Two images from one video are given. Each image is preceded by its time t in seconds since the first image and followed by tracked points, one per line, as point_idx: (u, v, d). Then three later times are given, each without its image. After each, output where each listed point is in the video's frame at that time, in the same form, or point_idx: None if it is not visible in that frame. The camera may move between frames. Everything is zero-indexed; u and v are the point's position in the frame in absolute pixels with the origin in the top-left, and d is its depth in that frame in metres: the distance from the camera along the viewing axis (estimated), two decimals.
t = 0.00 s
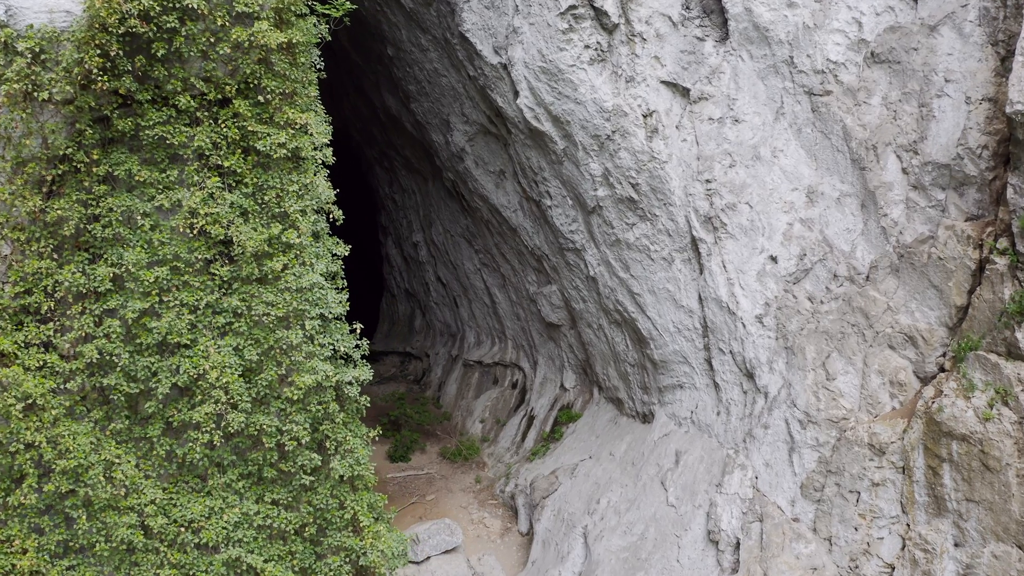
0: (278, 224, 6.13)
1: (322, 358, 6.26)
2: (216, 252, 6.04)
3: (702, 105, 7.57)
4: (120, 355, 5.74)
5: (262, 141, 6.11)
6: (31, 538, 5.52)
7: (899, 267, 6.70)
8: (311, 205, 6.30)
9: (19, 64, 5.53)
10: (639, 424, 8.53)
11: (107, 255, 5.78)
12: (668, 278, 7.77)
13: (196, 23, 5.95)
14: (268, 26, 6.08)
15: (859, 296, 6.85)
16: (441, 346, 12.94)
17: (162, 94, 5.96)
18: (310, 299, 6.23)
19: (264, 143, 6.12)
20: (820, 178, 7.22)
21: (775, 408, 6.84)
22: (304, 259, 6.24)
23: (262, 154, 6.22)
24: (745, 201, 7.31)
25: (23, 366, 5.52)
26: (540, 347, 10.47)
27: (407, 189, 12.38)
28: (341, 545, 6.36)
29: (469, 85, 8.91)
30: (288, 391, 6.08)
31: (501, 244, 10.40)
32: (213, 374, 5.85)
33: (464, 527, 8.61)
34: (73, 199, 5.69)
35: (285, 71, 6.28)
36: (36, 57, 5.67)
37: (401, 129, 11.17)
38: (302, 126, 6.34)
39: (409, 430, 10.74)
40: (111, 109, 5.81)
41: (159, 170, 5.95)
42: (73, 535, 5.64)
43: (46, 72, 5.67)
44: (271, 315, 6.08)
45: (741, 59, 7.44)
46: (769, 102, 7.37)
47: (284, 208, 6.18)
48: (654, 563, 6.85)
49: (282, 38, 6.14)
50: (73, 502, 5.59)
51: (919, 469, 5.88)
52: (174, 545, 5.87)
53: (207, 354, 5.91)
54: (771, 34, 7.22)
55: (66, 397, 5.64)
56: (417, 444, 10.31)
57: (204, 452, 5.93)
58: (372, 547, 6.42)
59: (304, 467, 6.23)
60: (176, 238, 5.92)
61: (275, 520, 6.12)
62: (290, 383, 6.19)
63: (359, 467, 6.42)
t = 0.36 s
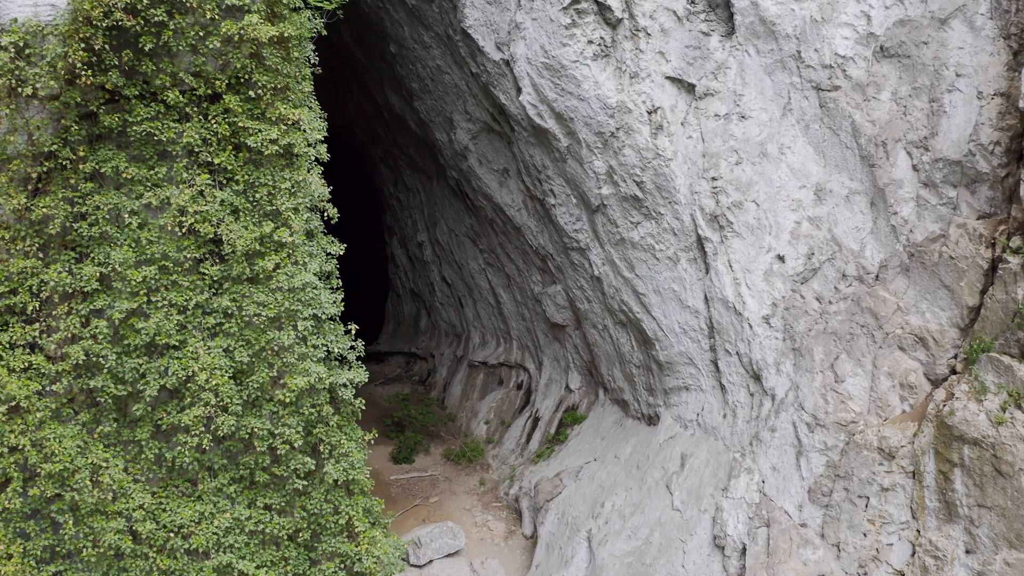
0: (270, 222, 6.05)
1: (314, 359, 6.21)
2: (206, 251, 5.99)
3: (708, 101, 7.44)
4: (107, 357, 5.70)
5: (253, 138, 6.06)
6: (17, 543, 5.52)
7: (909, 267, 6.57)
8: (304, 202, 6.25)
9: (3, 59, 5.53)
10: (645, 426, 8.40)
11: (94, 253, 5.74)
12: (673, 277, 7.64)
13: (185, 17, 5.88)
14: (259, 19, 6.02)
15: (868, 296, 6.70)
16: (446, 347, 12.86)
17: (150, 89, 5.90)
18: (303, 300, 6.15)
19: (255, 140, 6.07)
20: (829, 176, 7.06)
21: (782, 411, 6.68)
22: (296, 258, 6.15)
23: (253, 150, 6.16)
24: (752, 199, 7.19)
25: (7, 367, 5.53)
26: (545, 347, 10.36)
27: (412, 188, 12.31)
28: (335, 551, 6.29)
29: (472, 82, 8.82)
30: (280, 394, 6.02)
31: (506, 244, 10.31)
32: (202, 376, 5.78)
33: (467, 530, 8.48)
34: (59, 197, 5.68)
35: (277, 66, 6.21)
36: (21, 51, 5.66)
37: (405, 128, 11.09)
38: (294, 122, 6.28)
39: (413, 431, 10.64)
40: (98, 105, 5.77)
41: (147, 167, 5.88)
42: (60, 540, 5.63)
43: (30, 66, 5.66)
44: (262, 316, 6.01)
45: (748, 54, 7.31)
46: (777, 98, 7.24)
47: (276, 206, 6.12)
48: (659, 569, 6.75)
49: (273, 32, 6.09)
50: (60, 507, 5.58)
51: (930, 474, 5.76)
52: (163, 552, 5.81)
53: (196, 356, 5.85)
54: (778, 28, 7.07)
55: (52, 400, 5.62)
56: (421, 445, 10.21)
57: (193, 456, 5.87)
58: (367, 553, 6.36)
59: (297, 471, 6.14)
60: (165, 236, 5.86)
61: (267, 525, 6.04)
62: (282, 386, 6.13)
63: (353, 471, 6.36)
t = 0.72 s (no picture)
0: (262, 220, 6.00)
1: (307, 360, 6.12)
2: (196, 250, 5.93)
3: (716, 96, 7.31)
4: (93, 358, 5.66)
5: (242, 133, 6.00)
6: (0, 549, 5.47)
7: (922, 266, 6.39)
8: (296, 199, 6.18)
9: None
10: (652, 428, 8.25)
11: (80, 252, 5.70)
12: (680, 277, 7.50)
13: (173, 10, 5.84)
14: (249, 12, 5.97)
15: (880, 297, 6.51)
16: (452, 347, 12.78)
17: (137, 84, 5.86)
18: (295, 300, 6.08)
19: (246, 135, 6.00)
20: (839, 173, 6.89)
21: (791, 414, 6.50)
22: (289, 257, 6.09)
23: (245, 146, 6.11)
24: (760, 196, 7.02)
25: None
26: (552, 348, 10.24)
27: (417, 187, 12.25)
28: (330, 558, 6.23)
29: (476, 79, 8.76)
30: (272, 397, 5.96)
31: (512, 243, 10.22)
32: (190, 379, 5.75)
33: (471, 533, 8.38)
34: (43, 194, 5.63)
35: (270, 60, 6.15)
36: (4, 45, 5.61)
37: (410, 126, 11.02)
38: (286, 117, 6.22)
39: (418, 433, 10.49)
40: (84, 100, 5.74)
41: (135, 163, 5.84)
42: (45, 546, 5.58)
43: (14, 60, 5.60)
44: (252, 317, 5.96)
45: (756, 48, 7.14)
46: (785, 93, 7.07)
47: (268, 204, 6.06)
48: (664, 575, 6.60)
49: (264, 24, 6.02)
50: (44, 512, 5.53)
51: (943, 479, 5.60)
52: (152, 558, 5.77)
53: (185, 357, 5.82)
54: (787, 22, 6.89)
55: (38, 403, 5.57)
56: (426, 447, 10.13)
57: (182, 460, 5.84)
58: (362, 560, 6.27)
59: (289, 476, 6.09)
60: (152, 234, 5.81)
61: (258, 531, 6.00)
62: (274, 389, 6.08)
63: (348, 476, 6.25)
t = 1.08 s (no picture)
0: (252, 218, 5.94)
1: (299, 363, 6.07)
2: (184, 249, 5.88)
3: (723, 92, 7.18)
4: (79, 359, 5.58)
5: (232, 128, 5.94)
6: None
7: (935, 265, 6.21)
8: (289, 197, 6.13)
9: None
10: (659, 431, 8.12)
11: (65, 251, 5.62)
12: (687, 277, 7.36)
13: (161, 3, 5.78)
14: (238, 4, 5.91)
15: (892, 297, 6.33)
16: (458, 348, 12.69)
17: (124, 78, 5.79)
18: (287, 300, 6.04)
19: (236, 130, 5.95)
20: (849, 170, 6.71)
21: (800, 418, 6.36)
22: (280, 256, 6.05)
23: (235, 142, 6.06)
24: (769, 194, 6.88)
25: None
26: (558, 349, 10.12)
27: (423, 186, 12.17)
28: (325, 564, 6.19)
29: (480, 76, 8.71)
30: (263, 399, 5.92)
31: (518, 243, 10.12)
32: (178, 381, 5.69)
33: (476, 537, 8.27)
34: (27, 191, 5.55)
35: (260, 54, 6.09)
36: None
37: (415, 125, 10.94)
38: (278, 112, 6.16)
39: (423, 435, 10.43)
40: (69, 94, 5.66)
41: (122, 160, 5.80)
42: (29, 552, 5.49)
43: None
44: (242, 317, 5.92)
45: (764, 42, 7.01)
46: (794, 88, 6.92)
47: (258, 201, 6.01)
48: None
49: (253, 16, 5.96)
50: (28, 518, 5.43)
51: (956, 485, 5.41)
52: (140, 564, 5.71)
53: (173, 360, 5.75)
54: (796, 15, 6.76)
55: (23, 404, 5.49)
56: (431, 448, 10.04)
57: (171, 465, 5.78)
58: (357, 567, 6.24)
59: (281, 481, 6.03)
60: (139, 233, 5.75)
61: (250, 538, 5.95)
62: (266, 391, 6.03)
63: (341, 481, 6.24)
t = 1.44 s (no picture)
0: (242, 216, 5.90)
1: (291, 367, 6.00)
2: (172, 248, 5.83)
3: (730, 87, 7.03)
4: (63, 361, 5.53)
5: (221, 123, 5.91)
6: None
7: (949, 264, 6.01)
8: (280, 193, 6.09)
9: None
10: (666, 434, 7.97)
11: (49, 250, 5.55)
12: (694, 276, 7.21)
13: None
14: None
15: (904, 297, 6.13)
16: (465, 349, 12.60)
17: (110, 72, 5.75)
18: (278, 301, 5.97)
19: (224, 125, 5.91)
20: (860, 166, 6.54)
21: (810, 421, 6.19)
22: (271, 255, 6.00)
23: (223, 137, 6.02)
24: (778, 191, 6.73)
25: None
26: (565, 350, 9.99)
27: (429, 185, 12.09)
28: (317, 572, 6.08)
29: (484, 72, 8.63)
30: (253, 403, 5.84)
31: (523, 242, 10.03)
32: (164, 384, 5.63)
33: (480, 540, 8.17)
34: (10, 188, 5.48)
35: (249, 46, 6.06)
36: None
37: (421, 123, 10.88)
38: (269, 107, 6.13)
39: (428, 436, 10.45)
40: (53, 89, 5.60)
41: (108, 156, 5.74)
42: (14, 558, 5.46)
43: None
44: (231, 318, 5.85)
45: (773, 36, 6.86)
46: (804, 82, 6.77)
47: (248, 198, 5.97)
48: None
49: (244, 9, 5.95)
50: (12, 523, 5.39)
51: (970, 492, 5.21)
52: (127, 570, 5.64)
53: (160, 361, 5.70)
54: (805, 8, 6.60)
55: (7, 407, 5.45)
56: (436, 450, 9.95)
57: (158, 469, 5.72)
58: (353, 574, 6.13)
59: (273, 486, 5.96)
60: (125, 231, 5.70)
61: (241, 544, 5.88)
62: (256, 395, 5.96)
63: (335, 486, 6.13)
